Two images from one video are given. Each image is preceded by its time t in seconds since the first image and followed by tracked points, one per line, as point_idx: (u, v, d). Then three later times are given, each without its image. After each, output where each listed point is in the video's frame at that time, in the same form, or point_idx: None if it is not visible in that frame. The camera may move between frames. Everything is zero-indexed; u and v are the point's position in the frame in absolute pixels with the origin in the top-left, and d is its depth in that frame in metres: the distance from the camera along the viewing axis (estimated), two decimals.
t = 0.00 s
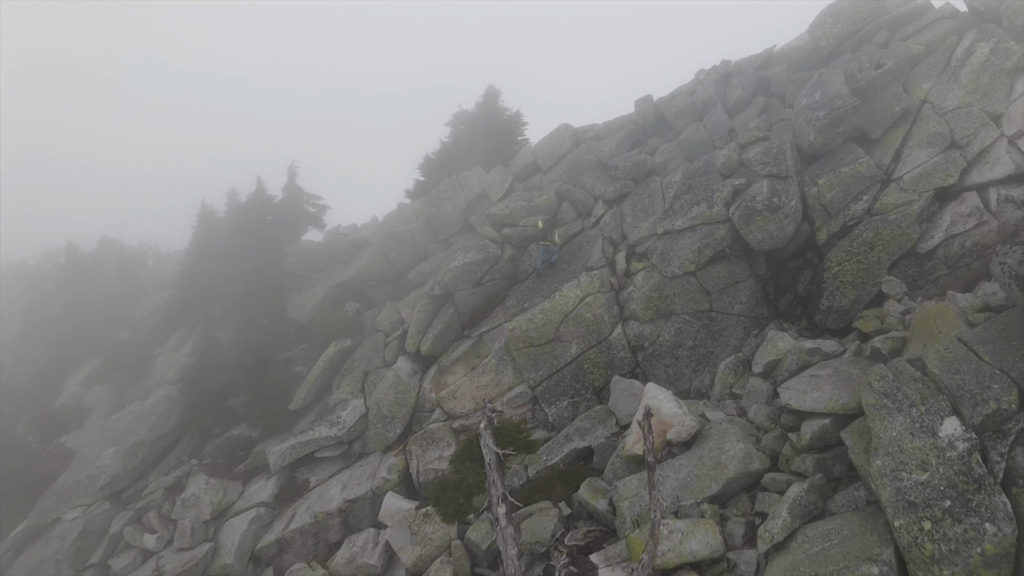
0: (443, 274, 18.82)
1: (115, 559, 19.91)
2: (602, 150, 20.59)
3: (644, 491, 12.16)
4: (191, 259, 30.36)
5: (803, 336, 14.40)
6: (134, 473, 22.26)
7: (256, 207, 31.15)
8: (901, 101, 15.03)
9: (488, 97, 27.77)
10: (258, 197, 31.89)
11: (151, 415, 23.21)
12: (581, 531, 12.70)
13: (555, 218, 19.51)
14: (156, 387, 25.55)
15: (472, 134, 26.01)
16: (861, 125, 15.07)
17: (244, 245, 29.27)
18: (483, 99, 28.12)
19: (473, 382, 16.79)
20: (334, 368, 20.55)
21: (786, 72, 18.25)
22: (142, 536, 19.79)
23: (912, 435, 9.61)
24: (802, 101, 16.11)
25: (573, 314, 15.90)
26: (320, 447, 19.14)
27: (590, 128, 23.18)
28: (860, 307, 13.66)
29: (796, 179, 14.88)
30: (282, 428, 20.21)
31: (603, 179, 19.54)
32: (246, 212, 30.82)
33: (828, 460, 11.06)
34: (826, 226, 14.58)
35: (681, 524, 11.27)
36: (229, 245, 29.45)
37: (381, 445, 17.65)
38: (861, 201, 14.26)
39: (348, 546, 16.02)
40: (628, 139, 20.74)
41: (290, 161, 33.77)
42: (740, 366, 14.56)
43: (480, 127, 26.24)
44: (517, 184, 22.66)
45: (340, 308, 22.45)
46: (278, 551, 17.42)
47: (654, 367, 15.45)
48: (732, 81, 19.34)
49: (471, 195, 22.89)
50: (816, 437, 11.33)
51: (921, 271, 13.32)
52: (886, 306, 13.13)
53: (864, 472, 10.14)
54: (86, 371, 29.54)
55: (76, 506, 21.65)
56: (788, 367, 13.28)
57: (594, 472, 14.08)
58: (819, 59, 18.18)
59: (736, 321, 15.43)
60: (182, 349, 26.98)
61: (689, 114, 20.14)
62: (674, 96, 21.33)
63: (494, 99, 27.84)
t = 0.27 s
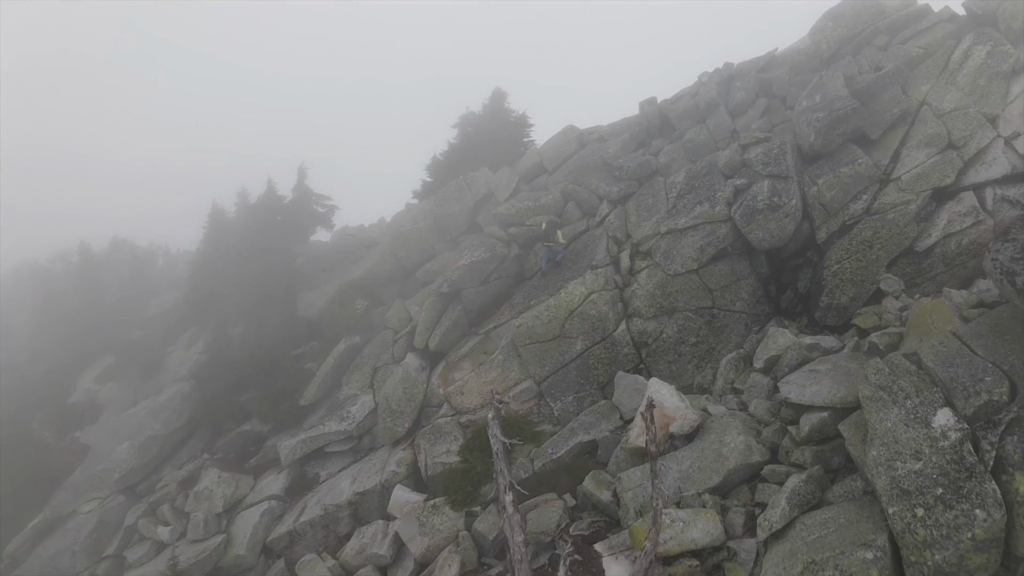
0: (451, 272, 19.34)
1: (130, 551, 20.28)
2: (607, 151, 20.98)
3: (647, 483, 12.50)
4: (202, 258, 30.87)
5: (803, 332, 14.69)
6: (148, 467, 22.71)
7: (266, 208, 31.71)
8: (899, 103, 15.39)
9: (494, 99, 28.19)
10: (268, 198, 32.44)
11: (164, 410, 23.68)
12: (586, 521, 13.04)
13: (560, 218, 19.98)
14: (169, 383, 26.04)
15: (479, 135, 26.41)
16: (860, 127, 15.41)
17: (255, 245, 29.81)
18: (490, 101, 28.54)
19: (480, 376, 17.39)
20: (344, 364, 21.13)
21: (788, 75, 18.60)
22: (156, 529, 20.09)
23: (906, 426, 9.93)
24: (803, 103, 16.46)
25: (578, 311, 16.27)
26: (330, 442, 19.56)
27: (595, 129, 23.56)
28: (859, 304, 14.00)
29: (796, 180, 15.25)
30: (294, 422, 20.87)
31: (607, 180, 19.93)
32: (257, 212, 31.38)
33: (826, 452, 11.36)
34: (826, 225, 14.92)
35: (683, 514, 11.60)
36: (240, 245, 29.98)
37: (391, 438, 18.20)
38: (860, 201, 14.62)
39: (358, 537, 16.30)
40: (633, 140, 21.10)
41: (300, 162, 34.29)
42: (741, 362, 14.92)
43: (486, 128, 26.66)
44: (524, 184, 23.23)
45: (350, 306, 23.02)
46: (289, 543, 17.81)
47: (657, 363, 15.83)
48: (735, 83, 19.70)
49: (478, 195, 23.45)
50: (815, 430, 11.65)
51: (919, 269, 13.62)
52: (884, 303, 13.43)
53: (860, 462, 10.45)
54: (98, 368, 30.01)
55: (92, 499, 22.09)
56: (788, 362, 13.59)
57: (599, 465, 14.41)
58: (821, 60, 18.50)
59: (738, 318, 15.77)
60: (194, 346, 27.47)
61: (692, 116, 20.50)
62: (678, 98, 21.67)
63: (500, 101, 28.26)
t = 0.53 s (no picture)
0: (459, 272, 19.80)
1: (145, 544, 20.49)
2: (613, 153, 21.38)
3: (651, 476, 12.83)
4: (213, 258, 31.42)
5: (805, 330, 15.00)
6: (162, 462, 23.18)
7: (278, 210, 32.32)
8: (899, 107, 15.69)
9: (502, 102, 28.66)
10: (280, 200, 33.06)
11: (179, 407, 24.18)
12: (591, 514, 13.38)
13: (567, 219, 20.48)
14: (182, 381, 26.55)
15: (487, 138, 26.85)
16: (861, 129, 15.71)
17: (266, 246, 30.39)
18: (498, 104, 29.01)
19: (488, 373, 17.88)
20: (354, 362, 21.64)
21: (791, 79, 18.94)
22: (171, 523, 20.21)
23: (901, 419, 10.22)
24: (805, 106, 16.78)
25: (583, 310, 16.81)
26: (340, 438, 19.97)
27: (601, 132, 23.96)
28: (859, 303, 14.30)
29: (798, 182, 15.60)
30: (305, 419, 21.26)
31: (613, 182, 20.32)
32: (269, 214, 32.00)
33: (826, 446, 11.64)
34: (828, 225, 15.22)
35: (686, 506, 11.89)
36: (252, 245, 30.56)
37: (400, 435, 18.58)
38: (860, 203, 14.92)
39: (368, 530, 16.48)
40: (638, 143, 21.46)
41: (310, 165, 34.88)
42: (743, 360, 15.27)
43: (494, 131, 27.11)
44: (531, 186, 23.79)
45: (360, 305, 23.52)
46: (300, 537, 18.11)
47: (661, 361, 16.21)
48: (738, 87, 20.05)
49: (486, 196, 23.93)
50: (814, 424, 11.96)
51: (919, 268, 13.90)
52: (884, 302, 13.69)
53: (858, 455, 10.75)
54: (112, 366, 30.53)
55: (108, 493, 22.56)
56: (789, 360, 13.90)
57: (603, 460, 14.73)
58: (823, 64, 18.83)
59: (741, 317, 16.10)
60: (207, 345, 28.01)
61: (696, 119, 20.84)
62: (683, 101, 22.02)
63: (508, 104, 28.72)
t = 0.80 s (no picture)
0: (469, 274, 20.25)
1: (160, 539, 20.72)
2: (619, 158, 21.82)
3: (656, 472, 13.15)
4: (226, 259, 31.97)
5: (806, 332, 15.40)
6: (177, 460, 23.62)
7: (290, 213, 32.96)
8: (900, 112, 15.99)
9: (510, 108, 29.20)
10: (292, 204, 33.72)
11: (193, 406, 24.68)
12: (597, 509, 13.73)
13: (574, 223, 21.02)
14: (197, 381, 27.05)
15: (495, 142, 27.36)
16: (863, 134, 16.02)
17: (278, 248, 30.97)
18: (506, 110, 29.56)
19: (497, 373, 18.29)
20: (365, 362, 22.10)
21: (794, 85, 19.31)
22: (186, 517, 20.37)
23: (899, 415, 10.52)
24: (808, 112, 17.14)
25: (590, 311, 17.15)
26: (351, 436, 20.38)
27: (607, 137, 24.43)
28: (859, 305, 14.69)
29: (801, 186, 15.92)
30: (317, 418, 21.68)
31: (619, 187, 20.76)
32: (281, 217, 32.63)
33: (827, 443, 11.92)
34: (829, 229, 15.59)
35: (691, 501, 12.14)
36: (264, 248, 31.14)
37: (410, 433, 19.03)
38: (861, 206, 15.24)
39: (378, 526, 16.76)
40: (644, 148, 21.89)
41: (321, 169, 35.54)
42: (747, 360, 15.61)
43: (502, 136, 27.61)
44: (539, 190, 24.33)
45: (371, 307, 24.02)
46: (311, 533, 18.38)
47: (666, 361, 16.60)
48: (742, 93, 20.44)
49: (495, 200, 24.45)
50: (815, 422, 12.26)
51: (918, 271, 14.21)
52: (884, 304, 13.97)
53: (857, 450, 11.06)
54: (127, 366, 31.05)
55: (123, 490, 22.90)
56: (791, 359, 14.29)
57: (609, 457, 15.06)
58: (825, 71, 19.16)
59: (744, 318, 16.55)
60: (220, 346, 28.52)
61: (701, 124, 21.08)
62: (688, 107, 22.42)
63: (516, 110, 29.26)
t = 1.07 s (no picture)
0: (474, 276, 20.59)
1: (169, 537, 20.95)
2: (622, 162, 22.16)
3: (658, 470, 13.39)
4: (232, 261, 32.34)
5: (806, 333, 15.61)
6: (185, 459, 23.90)
7: (296, 215, 33.33)
8: (899, 117, 16.26)
9: (514, 113, 29.57)
10: (298, 207, 34.13)
11: (201, 407, 24.85)
12: (600, 507, 13.95)
13: (577, 226, 21.41)
14: (205, 381, 27.29)
15: (499, 147, 27.71)
16: (862, 139, 16.28)
17: (284, 251, 31.33)
18: (510, 115, 29.93)
19: (501, 373, 18.59)
20: (371, 363, 22.40)
21: (794, 90, 19.61)
22: (194, 516, 20.51)
23: (896, 412, 10.77)
24: (808, 117, 17.43)
25: (593, 313, 17.44)
26: (357, 436, 20.64)
27: (610, 141, 24.75)
28: (858, 307, 14.99)
29: (800, 189, 16.23)
30: (324, 417, 22.04)
31: (622, 191, 21.13)
32: (287, 220, 33.01)
33: (825, 441, 12.16)
34: (829, 231, 15.92)
35: (692, 498, 12.35)
36: (271, 250, 31.51)
37: (415, 433, 19.30)
38: (860, 209, 15.52)
39: (384, 524, 17.02)
40: (647, 152, 22.20)
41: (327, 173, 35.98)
42: (748, 361, 15.86)
43: (506, 140, 27.96)
44: (542, 194, 24.71)
45: (377, 309, 24.36)
46: (318, 531, 18.63)
47: (668, 361, 16.85)
48: (743, 99, 20.75)
49: (499, 203, 24.80)
50: (814, 420, 12.50)
51: (917, 272, 14.45)
52: (883, 305, 14.30)
53: (854, 447, 11.28)
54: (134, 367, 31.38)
55: (133, 489, 23.23)
56: (791, 359, 14.53)
57: (612, 456, 15.29)
58: (825, 76, 19.43)
59: (745, 319, 16.81)
60: (227, 347, 28.82)
61: (702, 129, 21.36)
62: (690, 111, 22.73)
63: (520, 115, 29.64)
